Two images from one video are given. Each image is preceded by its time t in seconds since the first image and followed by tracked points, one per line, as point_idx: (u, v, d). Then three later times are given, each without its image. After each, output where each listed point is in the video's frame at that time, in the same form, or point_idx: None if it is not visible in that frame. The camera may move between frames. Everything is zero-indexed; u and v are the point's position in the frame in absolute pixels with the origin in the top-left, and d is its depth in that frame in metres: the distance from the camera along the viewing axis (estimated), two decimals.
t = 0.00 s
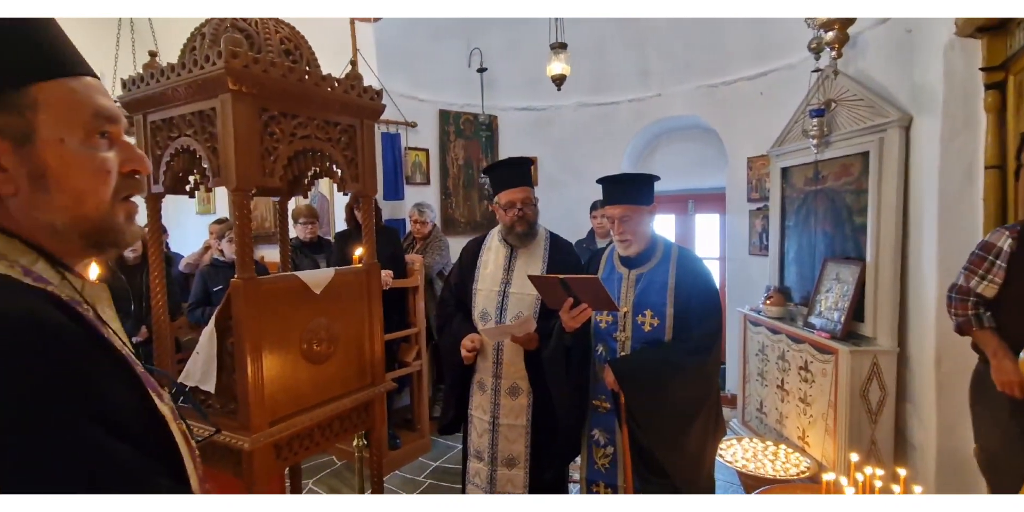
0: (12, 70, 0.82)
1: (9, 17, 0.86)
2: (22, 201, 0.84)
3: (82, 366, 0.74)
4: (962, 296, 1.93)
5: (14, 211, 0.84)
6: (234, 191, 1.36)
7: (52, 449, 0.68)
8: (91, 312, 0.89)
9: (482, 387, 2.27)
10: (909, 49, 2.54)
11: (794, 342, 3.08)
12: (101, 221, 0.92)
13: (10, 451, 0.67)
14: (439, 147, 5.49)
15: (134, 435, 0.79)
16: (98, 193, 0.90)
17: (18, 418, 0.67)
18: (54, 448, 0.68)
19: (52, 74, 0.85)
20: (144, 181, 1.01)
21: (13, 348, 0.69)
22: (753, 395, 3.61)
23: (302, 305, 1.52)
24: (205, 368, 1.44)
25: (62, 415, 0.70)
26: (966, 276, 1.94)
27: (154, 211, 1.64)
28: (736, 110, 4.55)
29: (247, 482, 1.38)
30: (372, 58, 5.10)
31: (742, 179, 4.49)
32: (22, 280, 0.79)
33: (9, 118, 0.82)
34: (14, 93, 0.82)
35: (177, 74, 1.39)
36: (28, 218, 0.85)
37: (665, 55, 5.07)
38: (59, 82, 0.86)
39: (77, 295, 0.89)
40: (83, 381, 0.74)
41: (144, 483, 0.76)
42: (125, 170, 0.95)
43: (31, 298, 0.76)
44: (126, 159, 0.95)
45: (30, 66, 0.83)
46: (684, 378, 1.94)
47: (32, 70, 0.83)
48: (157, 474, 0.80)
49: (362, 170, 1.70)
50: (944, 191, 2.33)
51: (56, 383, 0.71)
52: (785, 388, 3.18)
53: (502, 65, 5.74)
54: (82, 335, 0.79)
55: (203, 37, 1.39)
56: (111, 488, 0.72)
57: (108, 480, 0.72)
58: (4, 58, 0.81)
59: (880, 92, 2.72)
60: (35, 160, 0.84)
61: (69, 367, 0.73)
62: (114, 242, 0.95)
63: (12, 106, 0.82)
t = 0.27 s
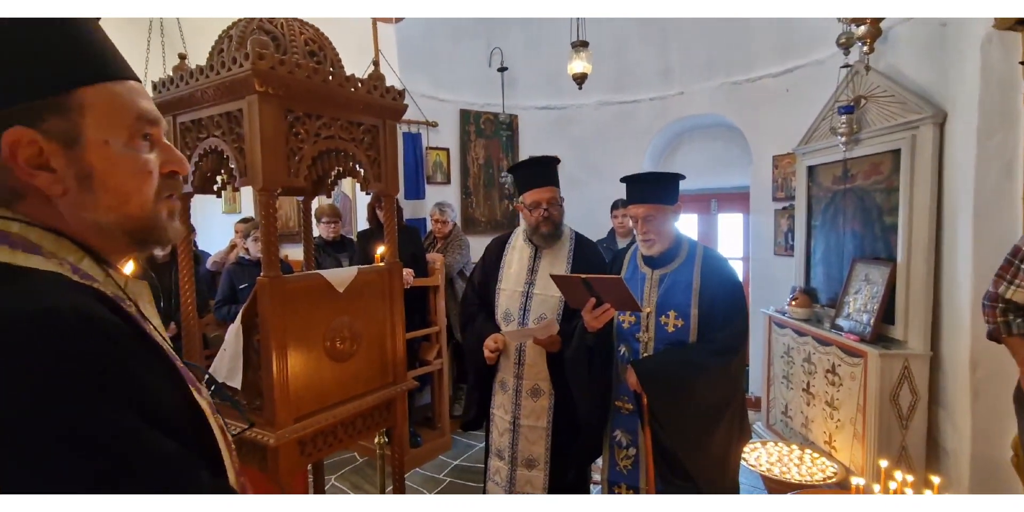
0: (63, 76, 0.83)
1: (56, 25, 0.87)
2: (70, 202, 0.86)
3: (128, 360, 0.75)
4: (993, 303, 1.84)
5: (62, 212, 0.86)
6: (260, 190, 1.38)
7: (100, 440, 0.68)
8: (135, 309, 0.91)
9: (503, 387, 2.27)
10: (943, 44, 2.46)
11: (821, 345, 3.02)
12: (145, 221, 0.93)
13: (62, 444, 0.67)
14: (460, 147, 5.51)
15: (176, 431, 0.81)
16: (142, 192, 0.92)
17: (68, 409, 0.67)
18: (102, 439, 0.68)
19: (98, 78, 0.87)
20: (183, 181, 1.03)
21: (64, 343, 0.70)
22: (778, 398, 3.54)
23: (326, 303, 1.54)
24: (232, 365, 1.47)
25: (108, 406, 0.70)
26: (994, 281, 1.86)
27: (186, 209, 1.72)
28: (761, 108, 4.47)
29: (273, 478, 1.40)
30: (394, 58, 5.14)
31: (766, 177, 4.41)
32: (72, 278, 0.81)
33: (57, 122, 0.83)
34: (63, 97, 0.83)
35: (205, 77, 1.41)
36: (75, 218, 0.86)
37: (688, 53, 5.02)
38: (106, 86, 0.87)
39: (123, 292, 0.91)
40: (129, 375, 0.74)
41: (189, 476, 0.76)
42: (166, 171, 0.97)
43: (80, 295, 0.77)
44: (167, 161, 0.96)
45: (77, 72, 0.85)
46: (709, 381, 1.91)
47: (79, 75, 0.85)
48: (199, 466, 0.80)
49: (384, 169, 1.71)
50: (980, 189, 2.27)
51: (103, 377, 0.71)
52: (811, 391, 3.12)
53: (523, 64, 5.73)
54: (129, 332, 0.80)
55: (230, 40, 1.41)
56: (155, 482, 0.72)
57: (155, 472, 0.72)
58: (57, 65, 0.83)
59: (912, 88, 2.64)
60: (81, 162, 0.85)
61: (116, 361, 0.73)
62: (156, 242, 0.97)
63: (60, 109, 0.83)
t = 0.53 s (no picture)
0: (92, 78, 0.84)
1: (83, 26, 0.88)
2: (101, 203, 0.86)
3: (159, 357, 0.76)
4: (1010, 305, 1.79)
5: (94, 212, 0.87)
6: (274, 190, 1.39)
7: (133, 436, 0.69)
8: (161, 307, 0.92)
9: (516, 387, 2.28)
10: (962, 41, 2.42)
11: (836, 347, 2.98)
12: (172, 221, 0.95)
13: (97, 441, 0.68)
14: (471, 147, 5.51)
15: (204, 425, 0.82)
16: (170, 192, 0.92)
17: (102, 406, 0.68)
18: (134, 435, 0.69)
19: (126, 80, 0.87)
20: (207, 181, 1.04)
21: (99, 341, 0.70)
22: (791, 400, 3.51)
23: (339, 302, 1.55)
24: (246, 363, 1.48)
25: (141, 402, 0.71)
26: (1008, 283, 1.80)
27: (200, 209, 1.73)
28: (774, 107, 4.43)
29: (286, 476, 1.41)
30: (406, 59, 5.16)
31: (780, 177, 4.37)
32: (104, 278, 0.82)
33: (88, 123, 0.84)
34: (95, 99, 0.84)
35: (220, 78, 1.43)
36: (106, 218, 0.87)
37: (700, 52, 4.99)
38: (134, 88, 0.88)
39: (148, 292, 0.94)
40: (159, 372, 0.75)
41: (219, 472, 0.77)
42: (192, 171, 0.98)
43: (111, 295, 0.78)
44: (193, 161, 0.97)
45: (106, 74, 0.85)
46: (724, 383, 1.90)
47: (108, 77, 0.85)
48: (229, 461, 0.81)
49: (396, 169, 1.72)
50: (1001, 189, 2.23)
51: (135, 374, 0.72)
52: (826, 393, 3.09)
53: (534, 64, 5.72)
54: (158, 331, 0.81)
55: (244, 40, 1.43)
56: (187, 478, 0.73)
57: (187, 468, 0.72)
58: (86, 67, 0.84)
59: (931, 86, 2.60)
60: (112, 163, 0.85)
61: (147, 359, 0.74)
62: (182, 242, 0.98)
63: (92, 111, 0.84)
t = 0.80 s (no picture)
0: (117, 80, 0.85)
1: (106, 27, 0.90)
2: (126, 202, 0.88)
3: (183, 353, 0.78)
4: None
5: (118, 212, 0.88)
6: (282, 190, 1.39)
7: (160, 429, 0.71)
8: (183, 306, 0.94)
9: (525, 387, 2.27)
10: (975, 40, 2.40)
11: (845, 348, 2.96)
12: (193, 222, 0.96)
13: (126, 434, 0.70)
14: (478, 147, 5.51)
15: (229, 420, 0.83)
16: (191, 193, 0.94)
17: (124, 401, 0.70)
18: (161, 428, 0.71)
19: (150, 83, 0.89)
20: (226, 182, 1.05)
21: (122, 339, 0.72)
22: (800, 401, 3.49)
23: (347, 301, 1.55)
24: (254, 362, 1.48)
25: (168, 396, 0.73)
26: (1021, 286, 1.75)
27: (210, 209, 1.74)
28: (783, 106, 4.40)
29: (295, 475, 1.41)
30: (413, 59, 5.16)
31: (789, 177, 4.34)
32: (129, 276, 0.84)
33: (114, 125, 0.85)
34: (119, 101, 0.86)
35: (229, 78, 1.43)
36: (129, 218, 0.89)
37: (708, 51, 4.96)
38: (157, 90, 0.90)
39: (171, 291, 0.95)
40: (184, 367, 0.77)
41: (244, 466, 0.78)
42: (212, 172, 0.99)
43: (137, 293, 0.80)
44: (213, 162, 0.99)
45: (129, 76, 0.87)
46: (734, 385, 1.89)
47: (132, 79, 0.87)
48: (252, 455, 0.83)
49: (404, 169, 1.72)
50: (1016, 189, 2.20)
51: (162, 369, 0.74)
52: (835, 395, 3.06)
53: (541, 64, 5.72)
54: (182, 328, 0.83)
55: (253, 40, 1.43)
56: (212, 471, 0.74)
57: (212, 462, 0.74)
58: (111, 69, 0.85)
59: (942, 85, 2.58)
60: (136, 164, 0.87)
61: (169, 356, 0.76)
62: (203, 242, 0.99)
63: (117, 112, 0.85)
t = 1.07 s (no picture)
0: (132, 85, 0.86)
1: (120, 31, 0.90)
2: (142, 207, 0.89)
3: (201, 356, 0.79)
4: None
5: (135, 216, 0.89)
6: (289, 192, 1.40)
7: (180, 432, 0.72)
8: (198, 308, 0.94)
9: (532, 388, 2.27)
10: (984, 39, 2.38)
11: (853, 349, 2.94)
12: (208, 225, 0.97)
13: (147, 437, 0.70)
14: (483, 147, 5.52)
15: (246, 421, 0.84)
16: (205, 197, 0.95)
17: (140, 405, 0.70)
18: (181, 432, 0.71)
19: (164, 88, 0.90)
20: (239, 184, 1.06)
21: (139, 343, 0.73)
22: (807, 403, 3.47)
23: (353, 302, 1.56)
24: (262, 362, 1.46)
25: (188, 400, 0.74)
26: None
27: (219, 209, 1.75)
28: (790, 107, 4.38)
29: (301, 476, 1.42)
30: (418, 60, 5.17)
31: (796, 178, 4.32)
32: (146, 280, 0.84)
33: (131, 131, 0.86)
34: (136, 107, 0.86)
35: (236, 80, 1.44)
36: (146, 222, 0.90)
37: (714, 51, 4.95)
38: (172, 95, 0.90)
39: (186, 293, 0.95)
40: (202, 370, 0.78)
41: (262, 467, 0.79)
42: (227, 175, 1.00)
43: (154, 296, 0.81)
44: (228, 166, 0.99)
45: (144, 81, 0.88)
46: (742, 387, 1.88)
47: (147, 85, 0.88)
48: (269, 456, 0.83)
49: (409, 170, 1.72)
50: None
51: (181, 373, 0.75)
52: (842, 397, 3.05)
53: (546, 65, 5.72)
54: (198, 330, 0.84)
55: (260, 43, 1.43)
56: (232, 473, 0.75)
57: (231, 463, 0.75)
58: (126, 74, 0.86)
59: (951, 85, 2.56)
60: (153, 169, 0.88)
61: (185, 359, 0.76)
62: (217, 244, 1.00)
63: (134, 118, 0.86)
